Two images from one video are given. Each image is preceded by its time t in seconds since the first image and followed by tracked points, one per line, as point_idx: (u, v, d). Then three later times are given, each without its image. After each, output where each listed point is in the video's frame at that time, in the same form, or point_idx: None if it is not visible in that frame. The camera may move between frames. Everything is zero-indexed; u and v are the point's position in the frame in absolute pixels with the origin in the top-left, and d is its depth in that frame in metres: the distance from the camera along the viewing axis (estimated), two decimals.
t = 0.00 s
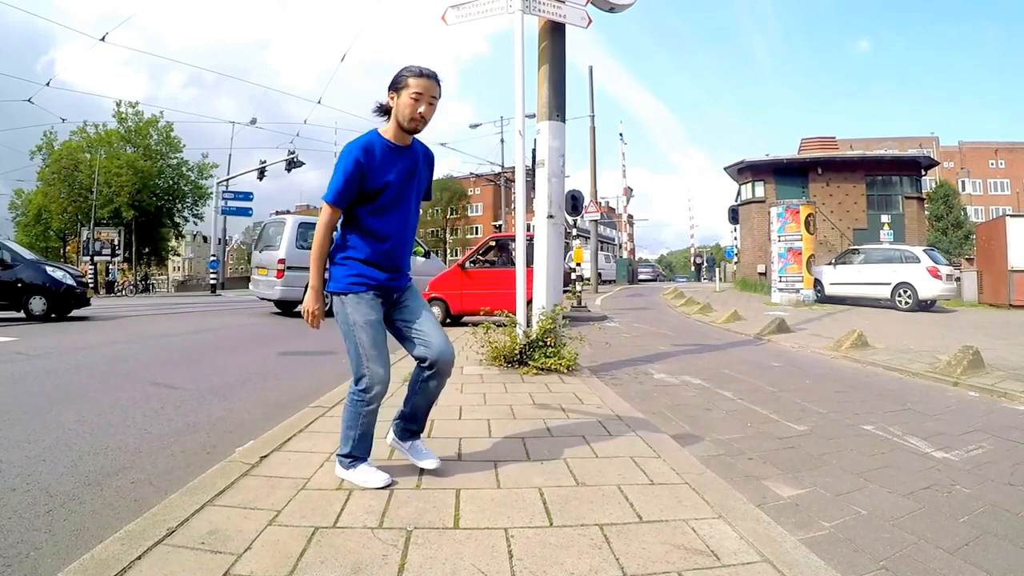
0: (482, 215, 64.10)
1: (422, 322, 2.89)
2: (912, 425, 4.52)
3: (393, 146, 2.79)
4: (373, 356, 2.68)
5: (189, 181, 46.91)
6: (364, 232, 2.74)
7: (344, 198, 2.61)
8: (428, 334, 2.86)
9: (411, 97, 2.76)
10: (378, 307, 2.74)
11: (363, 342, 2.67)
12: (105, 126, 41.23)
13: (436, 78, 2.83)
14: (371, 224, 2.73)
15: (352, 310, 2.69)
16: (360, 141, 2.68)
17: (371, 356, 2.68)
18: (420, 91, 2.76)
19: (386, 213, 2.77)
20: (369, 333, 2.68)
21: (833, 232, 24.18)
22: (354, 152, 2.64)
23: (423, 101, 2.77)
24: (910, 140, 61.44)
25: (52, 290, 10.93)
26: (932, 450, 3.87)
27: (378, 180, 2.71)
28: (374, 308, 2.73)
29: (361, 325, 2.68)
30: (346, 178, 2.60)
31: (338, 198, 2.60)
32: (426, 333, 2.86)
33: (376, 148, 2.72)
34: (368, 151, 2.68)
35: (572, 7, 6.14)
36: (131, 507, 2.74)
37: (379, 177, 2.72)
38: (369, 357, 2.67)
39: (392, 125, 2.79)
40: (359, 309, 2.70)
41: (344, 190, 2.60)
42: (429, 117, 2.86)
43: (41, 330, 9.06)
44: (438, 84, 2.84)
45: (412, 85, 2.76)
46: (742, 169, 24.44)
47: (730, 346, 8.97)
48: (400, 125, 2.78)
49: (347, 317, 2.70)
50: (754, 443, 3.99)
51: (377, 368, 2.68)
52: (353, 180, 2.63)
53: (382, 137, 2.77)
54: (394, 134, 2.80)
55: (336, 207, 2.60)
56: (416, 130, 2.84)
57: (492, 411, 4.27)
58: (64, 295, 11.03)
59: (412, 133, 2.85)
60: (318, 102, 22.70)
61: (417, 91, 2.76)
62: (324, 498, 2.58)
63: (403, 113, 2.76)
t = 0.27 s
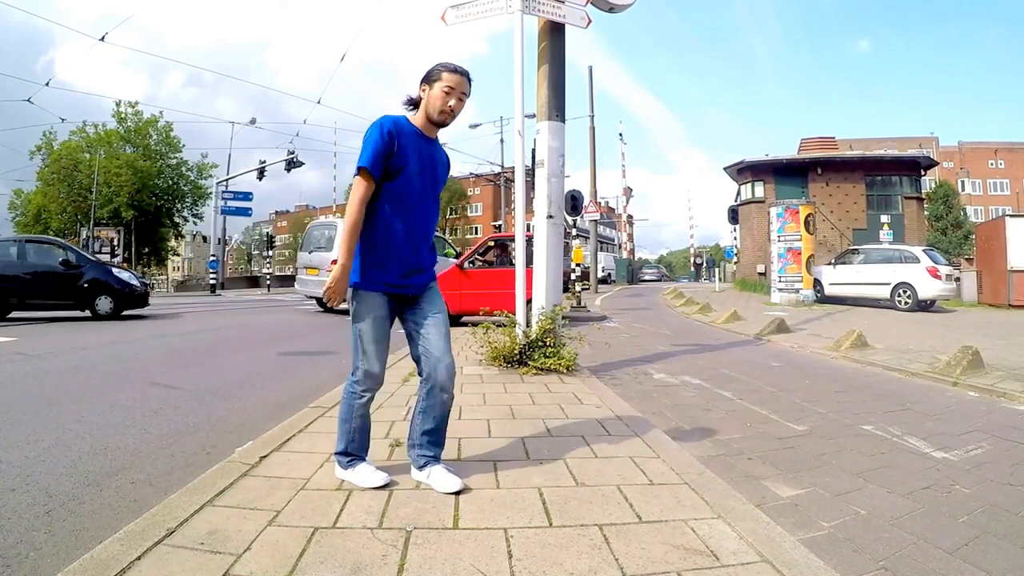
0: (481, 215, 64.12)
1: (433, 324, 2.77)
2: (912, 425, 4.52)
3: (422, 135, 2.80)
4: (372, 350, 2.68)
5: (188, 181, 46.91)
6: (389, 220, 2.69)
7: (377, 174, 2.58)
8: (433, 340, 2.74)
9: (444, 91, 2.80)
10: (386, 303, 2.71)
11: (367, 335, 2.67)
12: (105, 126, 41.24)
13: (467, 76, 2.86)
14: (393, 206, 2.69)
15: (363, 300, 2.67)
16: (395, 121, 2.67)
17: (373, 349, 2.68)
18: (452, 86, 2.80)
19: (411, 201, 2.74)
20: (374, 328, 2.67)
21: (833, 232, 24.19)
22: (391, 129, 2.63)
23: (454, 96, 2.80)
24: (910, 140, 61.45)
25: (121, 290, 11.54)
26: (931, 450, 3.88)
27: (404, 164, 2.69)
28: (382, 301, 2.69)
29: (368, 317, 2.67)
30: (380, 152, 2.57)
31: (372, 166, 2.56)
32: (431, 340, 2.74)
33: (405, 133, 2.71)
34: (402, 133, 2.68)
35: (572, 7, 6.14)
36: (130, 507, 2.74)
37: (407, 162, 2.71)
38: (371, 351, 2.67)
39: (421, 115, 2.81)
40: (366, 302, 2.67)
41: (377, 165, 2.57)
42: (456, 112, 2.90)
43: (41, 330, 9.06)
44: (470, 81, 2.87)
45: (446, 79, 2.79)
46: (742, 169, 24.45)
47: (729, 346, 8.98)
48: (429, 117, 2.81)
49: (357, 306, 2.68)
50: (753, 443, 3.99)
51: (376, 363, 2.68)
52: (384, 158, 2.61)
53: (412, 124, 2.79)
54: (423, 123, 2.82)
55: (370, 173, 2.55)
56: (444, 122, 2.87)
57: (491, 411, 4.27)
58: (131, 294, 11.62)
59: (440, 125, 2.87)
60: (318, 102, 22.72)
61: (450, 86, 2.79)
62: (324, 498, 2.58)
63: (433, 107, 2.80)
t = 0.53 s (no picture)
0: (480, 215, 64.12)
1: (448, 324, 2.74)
2: (911, 425, 4.53)
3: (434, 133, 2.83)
4: (396, 347, 2.65)
5: (187, 181, 46.91)
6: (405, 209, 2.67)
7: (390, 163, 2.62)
8: (446, 343, 2.72)
9: (444, 83, 2.79)
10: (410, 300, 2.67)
11: (390, 331, 2.64)
12: (104, 126, 41.25)
13: (470, 68, 2.85)
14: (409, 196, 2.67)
15: (387, 296, 2.66)
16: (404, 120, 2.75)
17: (396, 346, 2.65)
18: (452, 78, 2.79)
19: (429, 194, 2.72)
20: (397, 325, 2.64)
21: (832, 232, 24.20)
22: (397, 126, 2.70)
23: (455, 87, 2.79)
24: (910, 140, 61.46)
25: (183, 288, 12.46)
26: (930, 450, 3.88)
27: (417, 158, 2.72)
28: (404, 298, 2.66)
29: (392, 313, 2.64)
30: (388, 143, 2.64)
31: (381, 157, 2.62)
32: (443, 342, 2.71)
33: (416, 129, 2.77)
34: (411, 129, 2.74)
35: (571, 7, 6.15)
36: (130, 508, 2.74)
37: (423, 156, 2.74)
38: (394, 347, 2.65)
39: (429, 112, 2.85)
40: (391, 298, 2.65)
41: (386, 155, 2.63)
42: (462, 105, 2.87)
43: (40, 330, 9.07)
44: (473, 74, 2.85)
45: (446, 72, 2.79)
46: (741, 169, 24.47)
47: (728, 346, 8.99)
48: (436, 112, 2.82)
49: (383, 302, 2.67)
50: (752, 443, 4.00)
51: (401, 362, 2.66)
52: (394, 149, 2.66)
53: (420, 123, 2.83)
54: (433, 122, 2.85)
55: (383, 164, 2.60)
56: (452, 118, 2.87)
57: (491, 411, 4.28)
58: (191, 293, 12.53)
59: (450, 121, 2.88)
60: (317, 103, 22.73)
61: (451, 79, 2.79)
62: (323, 499, 2.58)
63: (437, 102, 2.80)
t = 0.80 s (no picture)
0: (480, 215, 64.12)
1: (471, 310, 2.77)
2: (911, 425, 4.53)
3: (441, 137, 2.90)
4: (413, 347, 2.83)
5: (187, 181, 46.90)
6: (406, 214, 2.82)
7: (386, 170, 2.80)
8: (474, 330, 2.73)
9: (442, 92, 2.82)
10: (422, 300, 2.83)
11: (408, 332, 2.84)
12: (103, 126, 41.26)
13: (467, 71, 2.83)
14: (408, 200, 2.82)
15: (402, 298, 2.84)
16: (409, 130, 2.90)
17: (415, 346, 2.83)
18: (450, 85, 2.81)
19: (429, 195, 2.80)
20: (413, 326, 2.82)
21: (832, 232, 24.20)
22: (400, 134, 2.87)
23: (452, 94, 2.80)
24: (910, 140, 61.45)
25: (236, 288, 13.56)
26: (930, 450, 3.88)
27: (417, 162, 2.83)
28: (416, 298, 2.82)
29: (407, 316, 2.82)
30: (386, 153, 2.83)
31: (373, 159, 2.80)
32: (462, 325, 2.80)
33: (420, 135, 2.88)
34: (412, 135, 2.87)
35: (571, 7, 6.14)
36: (129, 509, 2.74)
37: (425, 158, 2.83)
38: (413, 348, 2.83)
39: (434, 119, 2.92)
40: (406, 302, 2.82)
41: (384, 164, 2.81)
42: (464, 110, 2.88)
43: (41, 330, 9.08)
44: (471, 78, 2.83)
45: (443, 80, 2.81)
46: (741, 169, 24.48)
47: (728, 346, 9.00)
48: (439, 119, 2.88)
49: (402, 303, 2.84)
50: (751, 443, 4.00)
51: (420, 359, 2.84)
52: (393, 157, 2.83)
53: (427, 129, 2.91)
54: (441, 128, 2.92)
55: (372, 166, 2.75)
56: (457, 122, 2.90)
57: (491, 412, 4.28)
58: (245, 291, 13.72)
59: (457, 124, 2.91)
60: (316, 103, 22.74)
61: (447, 87, 2.80)
62: (323, 499, 2.58)
63: (439, 109, 2.85)
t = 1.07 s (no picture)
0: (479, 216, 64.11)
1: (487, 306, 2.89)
2: (909, 425, 4.54)
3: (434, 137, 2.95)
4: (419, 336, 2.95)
5: (186, 181, 46.86)
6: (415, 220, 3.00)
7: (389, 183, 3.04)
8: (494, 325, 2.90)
9: (426, 91, 2.89)
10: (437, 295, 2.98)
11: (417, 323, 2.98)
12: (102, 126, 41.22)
13: (447, 66, 2.90)
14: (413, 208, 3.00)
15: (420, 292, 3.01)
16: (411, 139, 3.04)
17: (421, 335, 2.95)
18: (433, 82, 2.88)
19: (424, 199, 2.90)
20: (425, 316, 2.97)
21: (830, 232, 24.23)
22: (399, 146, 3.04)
23: (434, 90, 2.86)
24: (908, 141, 61.53)
25: (287, 288, 14.12)
26: (928, 450, 3.89)
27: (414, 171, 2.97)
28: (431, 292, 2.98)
29: (420, 306, 2.99)
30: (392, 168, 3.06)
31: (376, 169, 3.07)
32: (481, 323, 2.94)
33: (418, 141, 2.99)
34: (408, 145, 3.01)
35: (570, 7, 6.12)
36: (128, 509, 2.74)
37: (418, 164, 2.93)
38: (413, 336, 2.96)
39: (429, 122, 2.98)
40: (421, 296, 3.01)
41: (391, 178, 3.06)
42: (452, 105, 2.91)
43: (40, 331, 9.08)
44: (453, 72, 2.88)
45: (426, 80, 2.90)
46: (740, 169, 24.52)
47: (726, 346, 9.01)
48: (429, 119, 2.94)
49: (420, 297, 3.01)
50: (750, 443, 4.01)
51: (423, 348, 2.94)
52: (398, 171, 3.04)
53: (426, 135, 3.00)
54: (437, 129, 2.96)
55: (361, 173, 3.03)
56: (449, 117, 2.91)
57: (490, 412, 4.28)
58: (294, 291, 14.25)
59: (450, 120, 2.92)
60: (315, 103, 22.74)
61: (429, 85, 2.88)
62: (322, 499, 2.58)
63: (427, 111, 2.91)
